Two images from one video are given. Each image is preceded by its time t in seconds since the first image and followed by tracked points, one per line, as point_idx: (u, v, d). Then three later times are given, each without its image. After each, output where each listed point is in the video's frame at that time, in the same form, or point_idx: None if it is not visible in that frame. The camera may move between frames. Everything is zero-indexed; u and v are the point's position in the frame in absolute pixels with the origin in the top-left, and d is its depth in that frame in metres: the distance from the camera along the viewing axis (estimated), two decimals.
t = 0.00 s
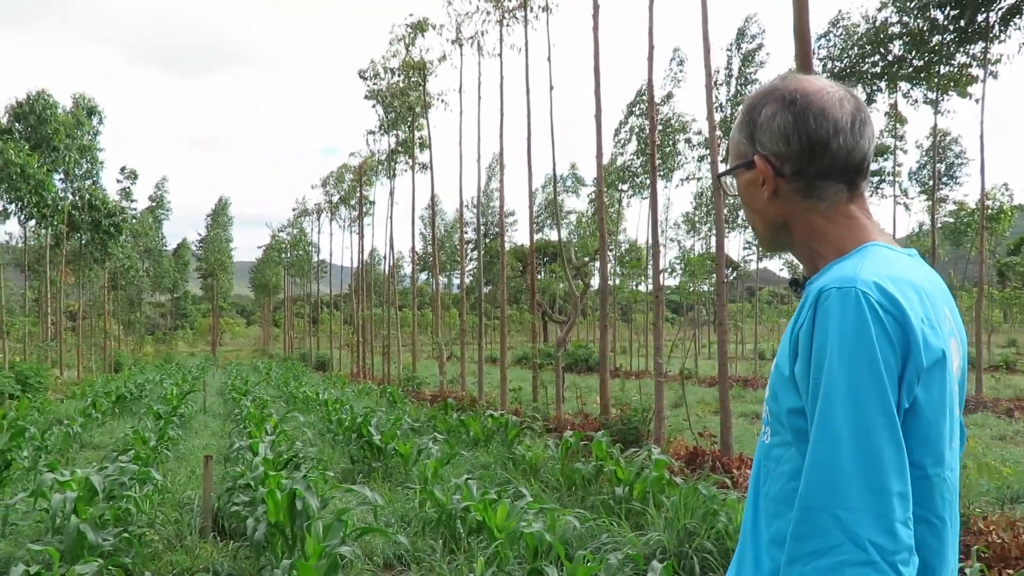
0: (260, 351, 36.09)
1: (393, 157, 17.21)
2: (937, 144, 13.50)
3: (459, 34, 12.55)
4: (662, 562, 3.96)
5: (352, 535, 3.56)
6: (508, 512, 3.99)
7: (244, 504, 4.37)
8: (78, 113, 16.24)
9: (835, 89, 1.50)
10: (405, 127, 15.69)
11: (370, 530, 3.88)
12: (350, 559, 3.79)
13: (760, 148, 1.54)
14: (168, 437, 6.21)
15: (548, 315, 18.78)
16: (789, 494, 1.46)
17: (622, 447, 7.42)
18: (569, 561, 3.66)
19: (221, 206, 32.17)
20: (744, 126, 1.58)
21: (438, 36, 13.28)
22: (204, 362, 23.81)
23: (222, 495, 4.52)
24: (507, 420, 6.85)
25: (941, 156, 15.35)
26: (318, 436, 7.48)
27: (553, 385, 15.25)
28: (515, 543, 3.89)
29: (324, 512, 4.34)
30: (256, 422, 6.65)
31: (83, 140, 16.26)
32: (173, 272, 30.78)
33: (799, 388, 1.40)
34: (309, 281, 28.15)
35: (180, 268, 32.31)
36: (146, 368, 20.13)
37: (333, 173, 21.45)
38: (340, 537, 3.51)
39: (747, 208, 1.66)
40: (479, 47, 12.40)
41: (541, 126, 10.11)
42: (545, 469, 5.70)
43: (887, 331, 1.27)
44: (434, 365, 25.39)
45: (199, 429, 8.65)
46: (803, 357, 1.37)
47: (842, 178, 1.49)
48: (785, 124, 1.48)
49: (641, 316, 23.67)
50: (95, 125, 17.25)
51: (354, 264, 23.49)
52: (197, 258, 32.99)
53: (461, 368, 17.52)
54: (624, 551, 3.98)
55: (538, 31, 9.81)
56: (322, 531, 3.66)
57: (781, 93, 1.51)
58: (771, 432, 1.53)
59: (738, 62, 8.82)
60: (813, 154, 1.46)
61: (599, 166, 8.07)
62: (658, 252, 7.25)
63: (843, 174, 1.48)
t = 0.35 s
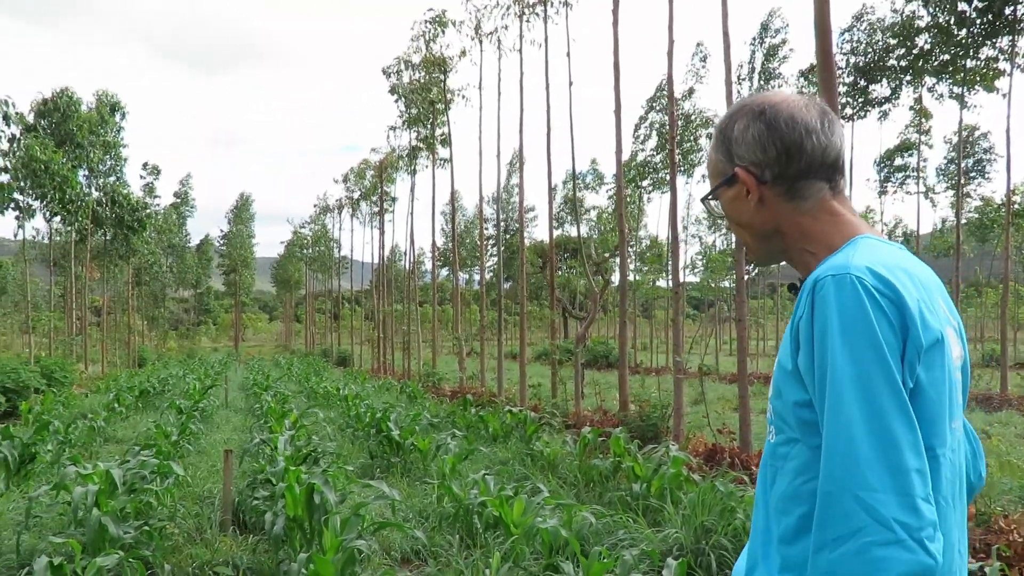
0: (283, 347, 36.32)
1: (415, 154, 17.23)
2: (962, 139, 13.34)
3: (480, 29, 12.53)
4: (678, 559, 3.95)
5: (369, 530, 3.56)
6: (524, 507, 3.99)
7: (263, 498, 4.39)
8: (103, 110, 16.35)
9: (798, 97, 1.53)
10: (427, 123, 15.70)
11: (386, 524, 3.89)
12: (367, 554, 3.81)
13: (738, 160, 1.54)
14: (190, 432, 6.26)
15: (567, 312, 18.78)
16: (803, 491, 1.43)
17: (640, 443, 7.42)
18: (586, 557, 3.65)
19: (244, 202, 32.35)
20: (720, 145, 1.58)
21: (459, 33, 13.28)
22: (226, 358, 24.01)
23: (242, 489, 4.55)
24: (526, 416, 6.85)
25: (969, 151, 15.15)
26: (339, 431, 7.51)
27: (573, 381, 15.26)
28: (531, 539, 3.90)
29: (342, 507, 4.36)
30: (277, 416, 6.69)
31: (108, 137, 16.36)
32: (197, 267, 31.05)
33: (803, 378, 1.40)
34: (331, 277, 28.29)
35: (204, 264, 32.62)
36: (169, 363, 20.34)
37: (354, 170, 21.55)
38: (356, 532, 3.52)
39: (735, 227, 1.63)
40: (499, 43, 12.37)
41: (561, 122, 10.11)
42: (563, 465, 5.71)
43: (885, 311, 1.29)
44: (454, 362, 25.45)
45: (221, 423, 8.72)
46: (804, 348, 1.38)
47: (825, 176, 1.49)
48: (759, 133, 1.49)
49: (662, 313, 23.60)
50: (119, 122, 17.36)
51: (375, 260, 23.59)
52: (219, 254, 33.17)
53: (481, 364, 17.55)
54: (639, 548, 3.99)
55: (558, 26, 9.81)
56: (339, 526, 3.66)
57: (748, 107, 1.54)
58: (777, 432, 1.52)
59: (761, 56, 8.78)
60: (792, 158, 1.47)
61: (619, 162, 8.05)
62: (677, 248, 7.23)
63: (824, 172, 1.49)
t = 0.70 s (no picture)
0: (307, 345, 36.53)
1: (437, 152, 17.26)
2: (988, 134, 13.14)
3: (501, 28, 12.54)
4: (697, 557, 3.94)
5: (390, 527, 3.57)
6: (543, 505, 3.99)
7: (287, 495, 4.43)
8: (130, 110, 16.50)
9: (758, 113, 1.60)
10: (449, 122, 15.73)
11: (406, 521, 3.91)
12: (387, 551, 3.84)
13: (715, 174, 1.56)
14: (213, 429, 6.32)
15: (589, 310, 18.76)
16: (801, 479, 1.44)
17: (661, 442, 7.41)
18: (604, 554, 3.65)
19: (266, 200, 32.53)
20: (693, 162, 1.59)
21: (480, 32, 13.30)
22: (250, 356, 24.23)
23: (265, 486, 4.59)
24: (548, 414, 6.85)
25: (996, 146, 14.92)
26: (361, 429, 7.54)
27: (595, 380, 15.24)
28: (551, 536, 3.91)
29: (362, 505, 4.38)
30: (299, 415, 6.72)
31: (134, 138, 16.48)
32: (221, 267, 31.32)
33: (797, 367, 1.42)
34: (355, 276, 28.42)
35: (229, 263, 32.90)
36: (195, 362, 20.50)
37: (377, 169, 21.65)
38: (377, 529, 3.52)
39: (714, 240, 1.63)
40: (520, 41, 12.37)
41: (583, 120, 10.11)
42: (584, 463, 5.72)
43: (875, 296, 1.35)
44: (476, 360, 25.53)
45: (245, 421, 8.79)
46: (798, 336, 1.40)
47: (798, 181, 1.54)
48: (735, 145, 1.52)
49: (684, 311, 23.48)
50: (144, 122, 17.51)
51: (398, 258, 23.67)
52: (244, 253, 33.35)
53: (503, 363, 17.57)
54: (659, 545, 3.98)
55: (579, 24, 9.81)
56: (360, 523, 3.67)
57: (717, 124, 1.58)
58: (771, 426, 1.52)
59: (785, 52, 8.74)
60: (769, 165, 1.51)
61: (640, 160, 8.04)
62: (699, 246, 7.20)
63: (796, 178, 1.54)
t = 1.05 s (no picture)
0: (333, 344, 36.76)
1: (460, 151, 17.30)
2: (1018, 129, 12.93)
3: (523, 27, 12.55)
4: (719, 557, 3.93)
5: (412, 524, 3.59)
6: (565, 504, 4.01)
7: (311, 493, 4.46)
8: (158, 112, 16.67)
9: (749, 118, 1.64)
10: (472, 121, 15.76)
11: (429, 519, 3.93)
12: (410, 549, 3.87)
13: (712, 172, 1.57)
14: (239, 427, 6.37)
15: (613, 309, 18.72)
16: (810, 470, 1.42)
17: (685, 441, 7.39)
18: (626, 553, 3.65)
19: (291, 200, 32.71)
20: (687, 159, 1.60)
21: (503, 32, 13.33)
22: (277, 356, 24.45)
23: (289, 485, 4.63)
24: (571, 413, 6.86)
25: None
26: (384, 428, 7.59)
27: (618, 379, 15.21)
28: (573, 535, 3.92)
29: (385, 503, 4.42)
30: (324, 414, 6.77)
31: (162, 139, 16.64)
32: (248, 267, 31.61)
33: (809, 361, 1.40)
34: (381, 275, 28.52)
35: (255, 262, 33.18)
36: (223, 361, 20.68)
37: (402, 169, 21.76)
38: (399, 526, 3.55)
39: (703, 237, 1.63)
40: (543, 40, 12.37)
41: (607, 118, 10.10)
42: (608, 462, 5.73)
43: (884, 293, 1.39)
44: (500, 359, 25.57)
45: (270, 419, 8.87)
46: (810, 329, 1.40)
47: (786, 185, 1.58)
48: (732, 143, 1.54)
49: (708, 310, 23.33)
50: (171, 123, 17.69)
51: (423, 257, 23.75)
52: (269, 252, 33.59)
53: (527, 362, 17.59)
54: (680, 545, 3.98)
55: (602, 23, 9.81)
56: (383, 521, 3.70)
57: (712, 124, 1.59)
58: (771, 419, 1.50)
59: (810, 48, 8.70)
60: (764, 165, 1.54)
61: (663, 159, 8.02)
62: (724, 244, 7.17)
63: (785, 181, 1.59)
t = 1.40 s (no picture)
0: (362, 341, 37.03)
1: (487, 148, 17.30)
2: None
3: (550, 23, 12.52)
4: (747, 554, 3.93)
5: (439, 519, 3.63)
6: (592, 500, 4.02)
7: (341, 488, 4.51)
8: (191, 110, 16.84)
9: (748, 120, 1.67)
10: (499, 118, 15.77)
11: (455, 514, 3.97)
12: (437, 543, 3.90)
13: (727, 160, 1.54)
14: (269, 423, 6.44)
15: (642, 305, 18.65)
16: (839, 454, 1.39)
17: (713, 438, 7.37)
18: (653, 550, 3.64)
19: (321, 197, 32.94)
20: (700, 146, 1.56)
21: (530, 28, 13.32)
22: (306, 353, 24.68)
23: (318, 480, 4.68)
24: (599, 409, 6.86)
25: None
26: (414, 425, 7.63)
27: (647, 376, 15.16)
28: (600, 530, 3.93)
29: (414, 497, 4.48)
30: (353, 409, 6.83)
31: (193, 138, 16.79)
32: (279, 264, 31.93)
33: (838, 347, 1.39)
34: (409, 272, 28.68)
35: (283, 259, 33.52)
36: (255, 358, 20.89)
37: (431, 166, 21.84)
38: (426, 521, 3.58)
39: (710, 226, 1.58)
40: (570, 36, 12.34)
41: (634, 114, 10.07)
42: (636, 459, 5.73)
43: (901, 283, 1.42)
44: (529, 356, 25.60)
45: (300, 415, 8.95)
46: (839, 315, 1.39)
47: (784, 183, 1.62)
48: (746, 135, 1.55)
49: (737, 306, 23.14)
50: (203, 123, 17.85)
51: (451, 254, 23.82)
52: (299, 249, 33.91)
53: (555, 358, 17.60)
54: (708, 542, 3.97)
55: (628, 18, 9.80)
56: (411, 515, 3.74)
57: (722, 117, 1.59)
58: (792, 406, 1.48)
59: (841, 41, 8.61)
60: (773, 160, 1.56)
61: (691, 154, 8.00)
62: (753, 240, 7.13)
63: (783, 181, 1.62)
